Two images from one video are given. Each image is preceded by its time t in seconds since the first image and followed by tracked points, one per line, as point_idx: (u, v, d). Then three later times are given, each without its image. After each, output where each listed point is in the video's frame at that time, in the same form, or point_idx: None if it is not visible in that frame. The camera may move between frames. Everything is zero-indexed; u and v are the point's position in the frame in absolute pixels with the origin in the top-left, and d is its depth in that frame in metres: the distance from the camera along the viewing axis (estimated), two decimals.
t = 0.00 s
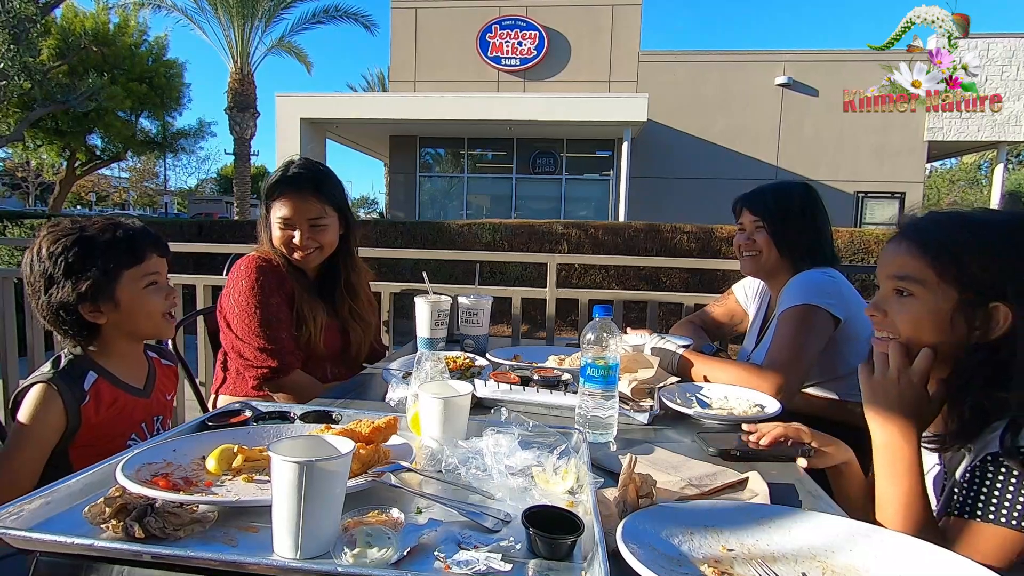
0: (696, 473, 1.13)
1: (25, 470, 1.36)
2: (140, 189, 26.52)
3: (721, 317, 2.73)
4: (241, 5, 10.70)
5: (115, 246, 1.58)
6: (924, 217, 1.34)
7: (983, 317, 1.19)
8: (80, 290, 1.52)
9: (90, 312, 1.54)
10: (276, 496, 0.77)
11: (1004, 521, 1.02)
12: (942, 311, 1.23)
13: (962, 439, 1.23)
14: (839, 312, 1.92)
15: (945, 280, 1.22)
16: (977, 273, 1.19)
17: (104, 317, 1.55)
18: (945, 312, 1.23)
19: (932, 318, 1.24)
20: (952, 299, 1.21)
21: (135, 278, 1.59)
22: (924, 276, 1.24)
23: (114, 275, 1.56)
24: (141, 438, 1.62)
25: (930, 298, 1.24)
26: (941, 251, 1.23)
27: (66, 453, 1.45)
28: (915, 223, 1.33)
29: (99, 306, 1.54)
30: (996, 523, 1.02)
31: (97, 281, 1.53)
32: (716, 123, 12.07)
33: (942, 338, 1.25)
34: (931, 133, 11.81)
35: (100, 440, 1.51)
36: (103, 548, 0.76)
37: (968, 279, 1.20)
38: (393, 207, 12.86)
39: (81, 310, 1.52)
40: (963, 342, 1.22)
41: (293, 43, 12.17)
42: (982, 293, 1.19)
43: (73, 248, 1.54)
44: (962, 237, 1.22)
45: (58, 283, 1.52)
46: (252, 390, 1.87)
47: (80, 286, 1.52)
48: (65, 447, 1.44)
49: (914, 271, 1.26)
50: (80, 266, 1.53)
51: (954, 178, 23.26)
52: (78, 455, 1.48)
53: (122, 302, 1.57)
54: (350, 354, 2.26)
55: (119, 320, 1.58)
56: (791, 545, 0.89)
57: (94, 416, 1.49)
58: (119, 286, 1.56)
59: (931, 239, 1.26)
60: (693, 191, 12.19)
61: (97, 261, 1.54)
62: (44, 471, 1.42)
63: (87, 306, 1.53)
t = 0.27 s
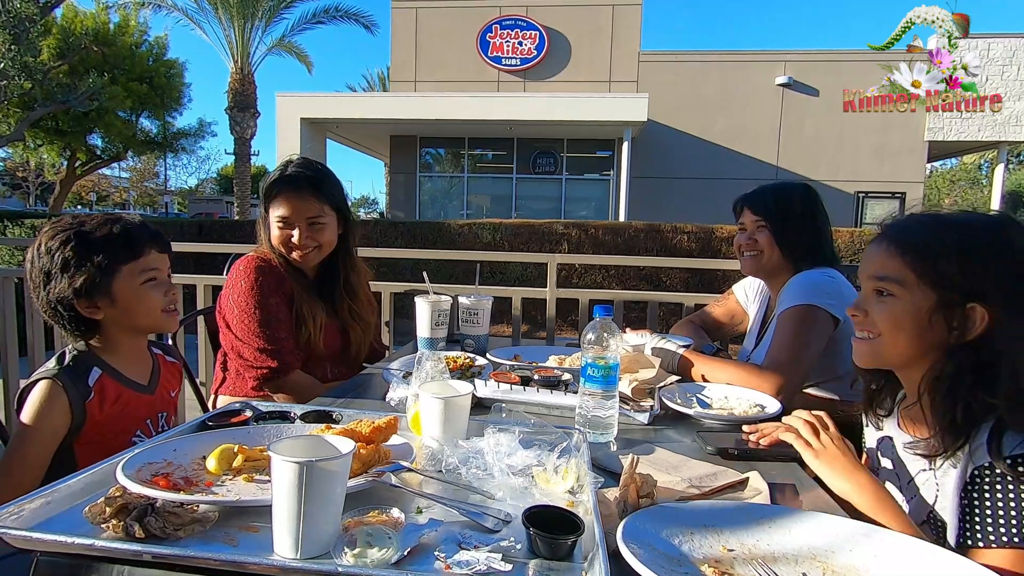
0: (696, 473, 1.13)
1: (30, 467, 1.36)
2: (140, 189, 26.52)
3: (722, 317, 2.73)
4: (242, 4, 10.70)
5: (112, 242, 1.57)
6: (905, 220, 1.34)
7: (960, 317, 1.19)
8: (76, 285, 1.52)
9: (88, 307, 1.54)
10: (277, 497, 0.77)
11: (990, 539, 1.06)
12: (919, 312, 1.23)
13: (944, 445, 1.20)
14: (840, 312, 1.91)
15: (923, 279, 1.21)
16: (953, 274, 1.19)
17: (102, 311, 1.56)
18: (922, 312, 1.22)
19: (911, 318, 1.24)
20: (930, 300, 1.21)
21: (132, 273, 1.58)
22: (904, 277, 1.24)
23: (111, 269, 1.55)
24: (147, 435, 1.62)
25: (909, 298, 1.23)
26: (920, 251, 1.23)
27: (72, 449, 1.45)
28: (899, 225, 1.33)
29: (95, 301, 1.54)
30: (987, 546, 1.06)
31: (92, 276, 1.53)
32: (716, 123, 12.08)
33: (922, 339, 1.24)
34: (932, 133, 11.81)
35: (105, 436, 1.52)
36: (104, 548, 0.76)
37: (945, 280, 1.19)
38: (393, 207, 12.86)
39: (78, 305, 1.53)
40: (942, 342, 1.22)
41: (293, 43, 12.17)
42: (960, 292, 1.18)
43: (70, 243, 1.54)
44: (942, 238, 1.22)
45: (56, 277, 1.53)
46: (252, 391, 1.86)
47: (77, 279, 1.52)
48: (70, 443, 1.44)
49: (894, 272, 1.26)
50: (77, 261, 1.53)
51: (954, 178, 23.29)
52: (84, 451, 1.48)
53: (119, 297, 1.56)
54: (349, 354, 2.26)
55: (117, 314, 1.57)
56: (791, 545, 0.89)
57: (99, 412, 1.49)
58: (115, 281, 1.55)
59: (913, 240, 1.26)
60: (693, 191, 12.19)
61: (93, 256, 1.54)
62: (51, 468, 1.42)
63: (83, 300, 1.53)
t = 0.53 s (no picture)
0: (697, 473, 1.13)
1: (22, 466, 1.37)
2: (140, 189, 26.52)
3: (722, 316, 2.73)
4: (242, 4, 10.70)
5: (104, 238, 1.57)
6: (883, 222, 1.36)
7: (935, 318, 1.21)
8: (65, 280, 1.52)
9: (77, 303, 1.54)
10: (277, 497, 0.77)
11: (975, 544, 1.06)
12: (895, 312, 1.25)
13: (925, 443, 1.22)
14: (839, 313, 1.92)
15: (899, 281, 1.24)
16: (931, 277, 1.21)
17: (89, 307, 1.56)
18: (898, 313, 1.25)
19: (888, 318, 1.26)
20: (906, 301, 1.24)
21: (124, 270, 1.58)
22: (881, 277, 1.27)
23: (100, 265, 1.55)
24: (142, 433, 1.62)
25: (886, 298, 1.26)
26: (898, 251, 1.26)
27: (66, 449, 1.46)
28: (878, 227, 1.35)
29: (83, 297, 1.54)
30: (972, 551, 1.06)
31: (82, 272, 1.53)
32: (716, 124, 12.08)
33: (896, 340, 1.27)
34: (932, 133, 11.81)
35: (98, 435, 1.52)
36: (103, 547, 0.76)
37: (923, 281, 1.22)
38: (393, 207, 12.87)
39: (66, 300, 1.53)
40: (920, 342, 1.24)
41: (293, 43, 12.17)
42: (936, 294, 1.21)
43: (62, 237, 1.54)
44: (921, 239, 1.24)
45: (46, 271, 1.54)
46: (252, 391, 1.86)
47: (65, 275, 1.52)
48: (64, 443, 1.45)
49: (871, 272, 1.29)
50: (68, 256, 1.53)
51: (954, 178, 23.36)
52: (78, 451, 1.48)
53: (108, 294, 1.56)
54: (349, 354, 2.26)
55: (106, 311, 1.57)
56: (791, 545, 0.90)
57: (91, 411, 1.49)
58: (106, 278, 1.56)
59: (892, 241, 1.28)
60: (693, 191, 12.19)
61: (83, 251, 1.54)
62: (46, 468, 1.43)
63: (71, 296, 1.53)
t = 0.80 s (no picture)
0: (697, 472, 1.13)
1: (18, 469, 1.37)
2: (140, 189, 26.53)
3: (722, 316, 2.73)
4: (242, 4, 10.70)
5: (93, 240, 1.57)
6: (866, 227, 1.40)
7: (904, 325, 1.26)
8: (55, 283, 1.52)
9: (68, 305, 1.54)
10: (276, 496, 0.77)
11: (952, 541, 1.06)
12: (868, 315, 1.29)
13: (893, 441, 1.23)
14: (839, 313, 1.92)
15: (876, 286, 1.28)
16: (907, 285, 1.25)
17: (81, 310, 1.56)
18: (869, 317, 1.29)
19: (861, 319, 1.30)
20: (880, 306, 1.28)
21: (115, 272, 1.58)
22: (858, 279, 1.31)
23: (91, 268, 1.55)
24: (139, 434, 1.63)
25: (860, 302, 1.30)
26: (877, 256, 1.30)
27: (63, 451, 1.46)
28: (862, 231, 1.39)
29: (74, 299, 1.54)
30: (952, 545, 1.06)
31: (72, 274, 1.53)
32: (716, 124, 12.08)
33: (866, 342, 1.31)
34: (932, 133, 11.81)
35: (96, 436, 1.52)
36: (103, 548, 0.76)
37: (896, 287, 1.26)
38: (393, 207, 12.87)
39: (57, 303, 1.53)
40: (889, 348, 1.28)
41: (293, 43, 12.17)
42: (913, 301, 1.24)
43: (50, 241, 1.54)
44: (902, 248, 1.29)
45: (36, 275, 1.54)
46: (252, 392, 1.86)
47: (55, 278, 1.52)
48: (62, 446, 1.45)
49: (849, 273, 1.33)
50: (57, 259, 1.53)
51: (954, 177, 23.42)
52: (76, 454, 1.48)
53: (99, 296, 1.57)
54: (350, 354, 2.26)
55: (98, 313, 1.57)
56: (791, 545, 0.90)
57: (87, 413, 1.49)
58: (97, 280, 1.56)
59: (872, 247, 1.32)
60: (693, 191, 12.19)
61: (73, 254, 1.54)
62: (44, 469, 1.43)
63: (62, 299, 1.53)
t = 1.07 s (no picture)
0: (697, 472, 1.13)
1: (17, 473, 1.37)
2: (140, 189, 26.54)
3: (721, 315, 2.73)
4: (241, 4, 10.69)
5: (88, 242, 1.57)
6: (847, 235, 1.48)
7: (866, 334, 1.32)
8: (51, 286, 1.52)
9: (65, 307, 1.54)
10: (276, 495, 0.76)
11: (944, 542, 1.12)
12: (833, 318, 1.37)
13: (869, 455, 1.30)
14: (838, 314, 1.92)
15: (842, 293, 1.35)
16: (867, 290, 1.32)
17: (78, 312, 1.56)
18: (833, 322, 1.37)
19: (824, 324, 1.38)
20: (846, 311, 1.35)
21: (111, 272, 1.58)
22: (826, 282, 1.39)
23: (86, 269, 1.55)
24: (139, 434, 1.63)
25: (827, 306, 1.37)
26: (848, 263, 1.37)
27: (62, 453, 1.46)
28: (841, 238, 1.46)
29: (71, 302, 1.54)
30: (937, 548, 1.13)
31: (67, 277, 1.53)
32: (716, 123, 12.08)
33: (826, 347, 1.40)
34: (932, 133, 11.81)
35: (96, 438, 1.52)
36: (102, 548, 0.76)
37: (861, 296, 1.33)
38: (393, 207, 12.86)
39: (54, 307, 1.53)
40: (850, 353, 1.36)
41: (293, 43, 12.17)
42: (876, 310, 1.31)
43: (44, 244, 1.54)
44: (872, 260, 1.35)
45: (32, 278, 1.54)
46: (248, 391, 1.85)
47: (51, 281, 1.52)
48: (61, 447, 1.44)
49: (820, 276, 1.41)
50: (51, 263, 1.53)
51: (953, 177, 23.49)
52: (75, 455, 1.48)
53: (96, 297, 1.56)
54: (347, 353, 2.26)
55: (96, 315, 1.57)
56: (791, 544, 0.89)
57: (86, 414, 1.50)
58: (93, 281, 1.55)
59: (844, 254, 1.39)
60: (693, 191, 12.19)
61: (67, 256, 1.54)
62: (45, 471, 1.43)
63: (59, 302, 1.53)
